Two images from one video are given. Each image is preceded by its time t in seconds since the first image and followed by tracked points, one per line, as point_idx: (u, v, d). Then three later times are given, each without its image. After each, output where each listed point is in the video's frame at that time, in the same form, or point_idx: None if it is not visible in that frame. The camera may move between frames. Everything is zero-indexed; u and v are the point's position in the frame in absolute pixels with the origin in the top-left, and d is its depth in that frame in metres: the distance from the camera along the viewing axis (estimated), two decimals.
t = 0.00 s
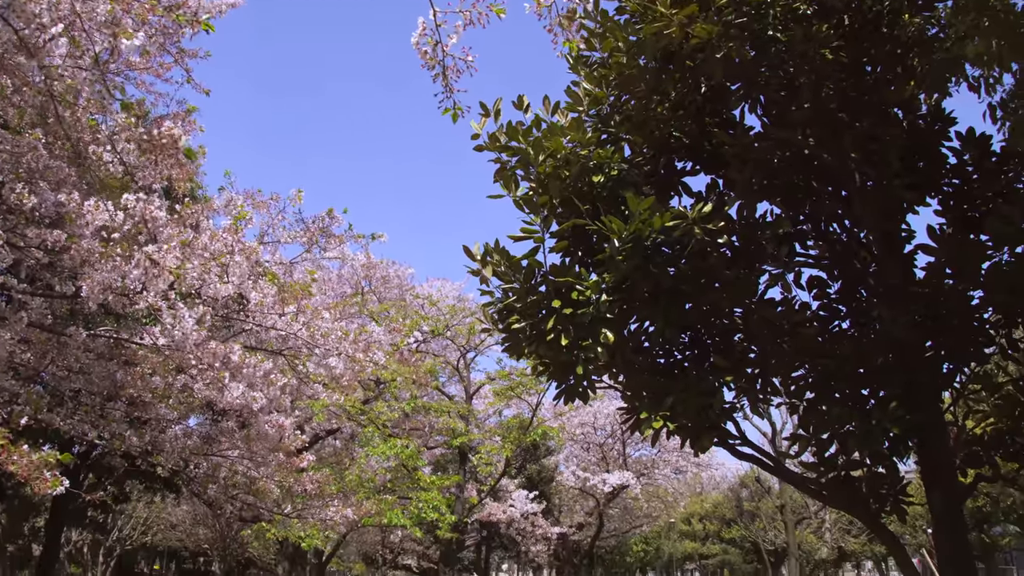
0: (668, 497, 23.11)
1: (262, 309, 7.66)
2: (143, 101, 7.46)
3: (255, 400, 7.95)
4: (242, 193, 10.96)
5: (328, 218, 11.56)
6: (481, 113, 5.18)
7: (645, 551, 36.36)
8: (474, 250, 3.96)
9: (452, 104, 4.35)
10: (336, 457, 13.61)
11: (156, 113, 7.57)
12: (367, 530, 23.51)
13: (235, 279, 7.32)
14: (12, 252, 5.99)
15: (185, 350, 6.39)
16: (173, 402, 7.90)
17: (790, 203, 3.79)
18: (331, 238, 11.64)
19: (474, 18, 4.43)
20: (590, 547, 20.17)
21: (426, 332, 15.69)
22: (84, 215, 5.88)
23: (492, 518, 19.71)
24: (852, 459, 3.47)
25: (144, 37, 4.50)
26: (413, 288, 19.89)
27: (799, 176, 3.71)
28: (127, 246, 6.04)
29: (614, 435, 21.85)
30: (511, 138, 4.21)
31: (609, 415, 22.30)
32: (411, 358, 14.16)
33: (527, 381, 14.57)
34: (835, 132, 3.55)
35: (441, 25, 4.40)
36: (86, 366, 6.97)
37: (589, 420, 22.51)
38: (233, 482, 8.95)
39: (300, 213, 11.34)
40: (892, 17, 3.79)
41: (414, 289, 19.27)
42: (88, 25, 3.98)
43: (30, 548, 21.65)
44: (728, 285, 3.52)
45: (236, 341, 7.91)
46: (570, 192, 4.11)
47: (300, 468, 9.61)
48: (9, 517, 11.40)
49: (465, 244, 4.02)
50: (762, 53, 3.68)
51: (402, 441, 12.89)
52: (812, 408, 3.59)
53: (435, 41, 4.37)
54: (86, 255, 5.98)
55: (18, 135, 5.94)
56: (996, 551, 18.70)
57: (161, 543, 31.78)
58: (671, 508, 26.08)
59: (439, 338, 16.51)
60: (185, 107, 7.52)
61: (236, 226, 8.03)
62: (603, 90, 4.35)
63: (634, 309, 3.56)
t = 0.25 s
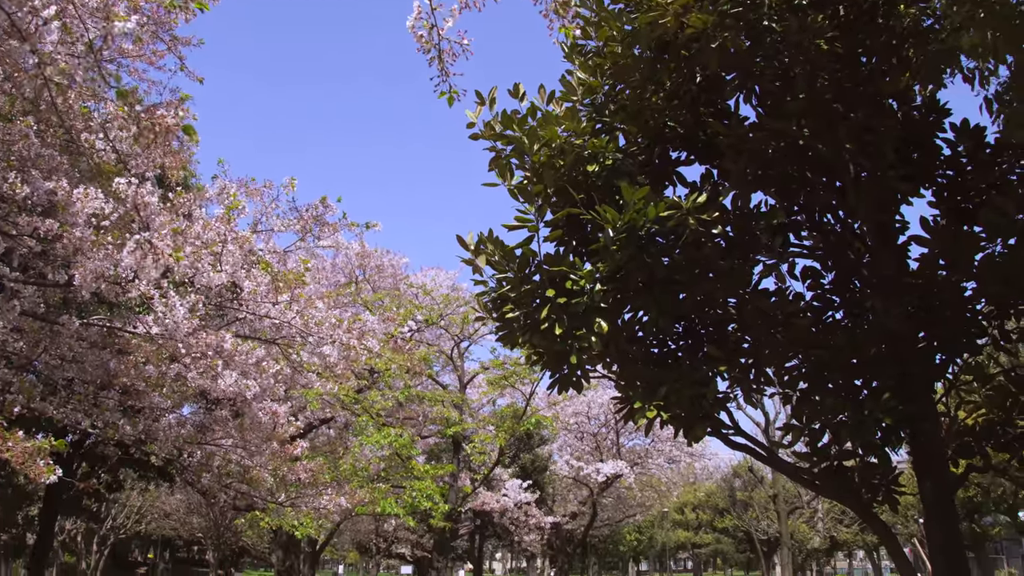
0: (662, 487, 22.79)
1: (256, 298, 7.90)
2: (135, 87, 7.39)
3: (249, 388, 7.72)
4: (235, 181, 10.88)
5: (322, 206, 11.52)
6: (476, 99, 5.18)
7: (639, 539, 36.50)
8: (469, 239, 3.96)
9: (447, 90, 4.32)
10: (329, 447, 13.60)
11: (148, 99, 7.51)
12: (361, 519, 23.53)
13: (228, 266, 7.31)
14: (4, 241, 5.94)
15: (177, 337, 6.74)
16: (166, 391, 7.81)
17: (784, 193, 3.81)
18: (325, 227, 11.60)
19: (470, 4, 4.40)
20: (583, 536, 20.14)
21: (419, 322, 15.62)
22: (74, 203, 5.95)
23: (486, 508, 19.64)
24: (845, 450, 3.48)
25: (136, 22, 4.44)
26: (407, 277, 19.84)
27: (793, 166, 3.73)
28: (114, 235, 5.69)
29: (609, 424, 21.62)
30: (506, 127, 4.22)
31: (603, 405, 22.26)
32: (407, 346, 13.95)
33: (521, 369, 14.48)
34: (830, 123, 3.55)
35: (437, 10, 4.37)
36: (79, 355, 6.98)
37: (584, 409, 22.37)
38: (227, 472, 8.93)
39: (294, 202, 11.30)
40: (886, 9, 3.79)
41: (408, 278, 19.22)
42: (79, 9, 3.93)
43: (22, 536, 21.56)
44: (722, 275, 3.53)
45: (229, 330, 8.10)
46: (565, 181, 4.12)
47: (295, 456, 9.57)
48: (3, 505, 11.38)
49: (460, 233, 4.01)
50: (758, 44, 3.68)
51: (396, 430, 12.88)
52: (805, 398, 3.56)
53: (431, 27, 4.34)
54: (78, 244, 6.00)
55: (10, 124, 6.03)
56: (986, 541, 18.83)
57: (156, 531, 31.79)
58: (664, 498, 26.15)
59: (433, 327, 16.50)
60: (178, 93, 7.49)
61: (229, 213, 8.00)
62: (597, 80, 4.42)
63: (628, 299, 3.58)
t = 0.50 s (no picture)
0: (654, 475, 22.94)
1: (248, 288, 7.84)
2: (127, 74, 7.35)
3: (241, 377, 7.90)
4: (228, 169, 10.83)
5: (316, 194, 11.49)
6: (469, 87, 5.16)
7: (630, 527, 36.74)
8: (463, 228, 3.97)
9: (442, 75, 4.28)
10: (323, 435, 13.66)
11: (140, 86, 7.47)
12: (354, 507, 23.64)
13: (221, 254, 7.29)
14: None
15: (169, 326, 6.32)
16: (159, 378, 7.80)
17: (778, 183, 3.82)
18: (319, 215, 11.59)
19: None
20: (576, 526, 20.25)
21: (413, 310, 15.64)
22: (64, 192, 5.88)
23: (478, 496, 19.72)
24: (837, 439, 3.51)
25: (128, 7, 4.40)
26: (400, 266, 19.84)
27: (787, 157, 3.73)
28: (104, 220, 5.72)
29: (601, 413, 21.76)
30: (500, 116, 4.23)
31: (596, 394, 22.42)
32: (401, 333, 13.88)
33: (514, 358, 14.44)
34: (825, 113, 3.55)
35: None
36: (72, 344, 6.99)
37: (577, 398, 22.62)
38: (220, 460, 8.96)
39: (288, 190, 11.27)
40: None
41: (401, 267, 19.23)
42: None
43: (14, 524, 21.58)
44: (716, 265, 3.53)
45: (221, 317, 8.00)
46: (560, 170, 4.12)
47: (286, 445, 9.79)
48: None
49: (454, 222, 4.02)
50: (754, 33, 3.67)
51: (389, 419, 12.89)
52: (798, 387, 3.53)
53: (425, 11, 4.29)
54: (69, 230, 5.92)
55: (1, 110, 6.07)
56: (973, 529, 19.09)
57: (149, 519, 31.85)
58: (657, 487, 26.31)
59: (426, 316, 16.53)
60: (171, 81, 7.47)
61: (222, 201, 8.00)
62: (592, 69, 4.44)
63: (621, 288, 3.58)
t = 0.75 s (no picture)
0: (643, 464, 23.62)
1: (238, 276, 7.83)
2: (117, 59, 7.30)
3: (231, 366, 8.02)
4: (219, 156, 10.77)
5: (307, 182, 11.46)
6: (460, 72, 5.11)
7: (621, 516, 36.98)
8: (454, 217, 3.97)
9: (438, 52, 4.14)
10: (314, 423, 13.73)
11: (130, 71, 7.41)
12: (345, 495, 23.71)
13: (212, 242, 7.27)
14: None
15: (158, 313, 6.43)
16: (151, 366, 7.98)
17: (771, 172, 3.81)
18: (310, 203, 11.57)
19: None
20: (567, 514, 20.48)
21: (404, 298, 15.65)
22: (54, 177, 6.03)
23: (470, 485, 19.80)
24: (827, 429, 3.52)
25: None
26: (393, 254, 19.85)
27: (780, 147, 3.73)
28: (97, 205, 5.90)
29: (592, 403, 22.17)
30: (492, 104, 4.22)
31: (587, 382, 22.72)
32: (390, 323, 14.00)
33: (506, 347, 14.46)
34: (818, 103, 3.52)
35: None
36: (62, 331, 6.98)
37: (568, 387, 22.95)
38: (211, 447, 9.05)
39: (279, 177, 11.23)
40: None
41: (394, 255, 19.23)
42: None
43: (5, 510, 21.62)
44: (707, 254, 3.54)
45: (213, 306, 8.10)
46: (551, 158, 4.11)
47: (277, 433, 9.91)
48: None
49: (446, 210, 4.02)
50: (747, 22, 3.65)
51: (380, 407, 12.90)
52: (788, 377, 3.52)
53: None
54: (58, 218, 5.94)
55: None
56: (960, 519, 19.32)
57: (140, 506, 31.95)
58: (647, 476, 26.49)
59: (418, 304, 16.52)
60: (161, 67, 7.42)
61: (212, 188, 7.96)
62: (585, 57, 4.41)
63: (613, 278, 3.56)
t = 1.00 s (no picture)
0: (631, 453, 23.89)
1: (227, 263, 7.71)
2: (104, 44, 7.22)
3: (219, 352, 8.04)
4: (208, 142, 10.68)
5: (296, 169, 11.40)
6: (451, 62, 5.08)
7: (608, 505, 37.24)
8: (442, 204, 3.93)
9: (424, 41, 4.14)
10: (303, 411, 13.79)
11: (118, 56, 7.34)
12: (334, 483, 23.80)
13: (200, 229, 7.20)
14: None
15: (147, 304, 6.53)
16: (138, 354, 8.05)
17: (761, 163, 3.82)
18: (299, 190, 11.52)
19: None
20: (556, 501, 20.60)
21: (393, 287, 15.55)
22: (40, 163, 5.78)
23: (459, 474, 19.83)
24: (814, 418, 3.56)
25: None
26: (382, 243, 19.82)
27: (769, 137, 3.73)
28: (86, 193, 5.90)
29: (581, 393, 22.49)
30: (482, 92, 4.20)
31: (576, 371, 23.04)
32: (379, 311, 13.74)
33: (495, 336, 14.41)
34: (808, 94, 3.52)
35: None
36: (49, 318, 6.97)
37: (557, 376, 23.27)
38: (199, 435, 9.16)
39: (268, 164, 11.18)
40: None
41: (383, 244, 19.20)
42: None
43: None
44: (697, 244, 3.51)
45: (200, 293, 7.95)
46: (541, 146, 4.10)
47: (265, 422, 9.96)
48: None
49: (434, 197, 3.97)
50: (738, 10, 3.64)
51: (368, 394, 12.84)
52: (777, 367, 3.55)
53: None
54: (44, 202, 5.87)
55: None
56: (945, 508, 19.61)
57: (127, 494, 31.98)
58: (635, 466, 26.66)
59: (407, 293, 16.50)
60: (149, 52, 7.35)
61: (200, 174, 7.93)
62: (576, 45, 4.40)
63: (602, 267, 3.59)
